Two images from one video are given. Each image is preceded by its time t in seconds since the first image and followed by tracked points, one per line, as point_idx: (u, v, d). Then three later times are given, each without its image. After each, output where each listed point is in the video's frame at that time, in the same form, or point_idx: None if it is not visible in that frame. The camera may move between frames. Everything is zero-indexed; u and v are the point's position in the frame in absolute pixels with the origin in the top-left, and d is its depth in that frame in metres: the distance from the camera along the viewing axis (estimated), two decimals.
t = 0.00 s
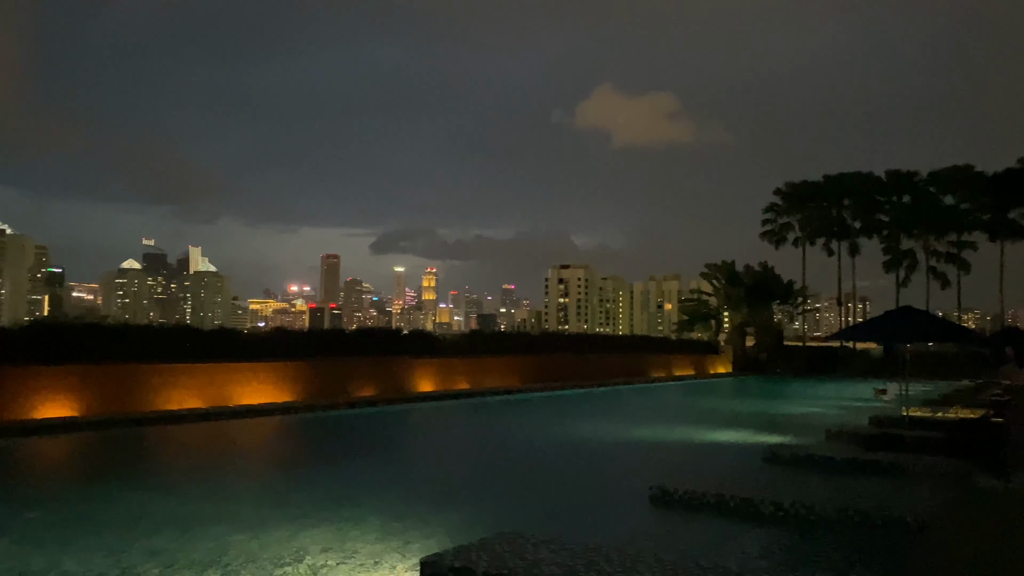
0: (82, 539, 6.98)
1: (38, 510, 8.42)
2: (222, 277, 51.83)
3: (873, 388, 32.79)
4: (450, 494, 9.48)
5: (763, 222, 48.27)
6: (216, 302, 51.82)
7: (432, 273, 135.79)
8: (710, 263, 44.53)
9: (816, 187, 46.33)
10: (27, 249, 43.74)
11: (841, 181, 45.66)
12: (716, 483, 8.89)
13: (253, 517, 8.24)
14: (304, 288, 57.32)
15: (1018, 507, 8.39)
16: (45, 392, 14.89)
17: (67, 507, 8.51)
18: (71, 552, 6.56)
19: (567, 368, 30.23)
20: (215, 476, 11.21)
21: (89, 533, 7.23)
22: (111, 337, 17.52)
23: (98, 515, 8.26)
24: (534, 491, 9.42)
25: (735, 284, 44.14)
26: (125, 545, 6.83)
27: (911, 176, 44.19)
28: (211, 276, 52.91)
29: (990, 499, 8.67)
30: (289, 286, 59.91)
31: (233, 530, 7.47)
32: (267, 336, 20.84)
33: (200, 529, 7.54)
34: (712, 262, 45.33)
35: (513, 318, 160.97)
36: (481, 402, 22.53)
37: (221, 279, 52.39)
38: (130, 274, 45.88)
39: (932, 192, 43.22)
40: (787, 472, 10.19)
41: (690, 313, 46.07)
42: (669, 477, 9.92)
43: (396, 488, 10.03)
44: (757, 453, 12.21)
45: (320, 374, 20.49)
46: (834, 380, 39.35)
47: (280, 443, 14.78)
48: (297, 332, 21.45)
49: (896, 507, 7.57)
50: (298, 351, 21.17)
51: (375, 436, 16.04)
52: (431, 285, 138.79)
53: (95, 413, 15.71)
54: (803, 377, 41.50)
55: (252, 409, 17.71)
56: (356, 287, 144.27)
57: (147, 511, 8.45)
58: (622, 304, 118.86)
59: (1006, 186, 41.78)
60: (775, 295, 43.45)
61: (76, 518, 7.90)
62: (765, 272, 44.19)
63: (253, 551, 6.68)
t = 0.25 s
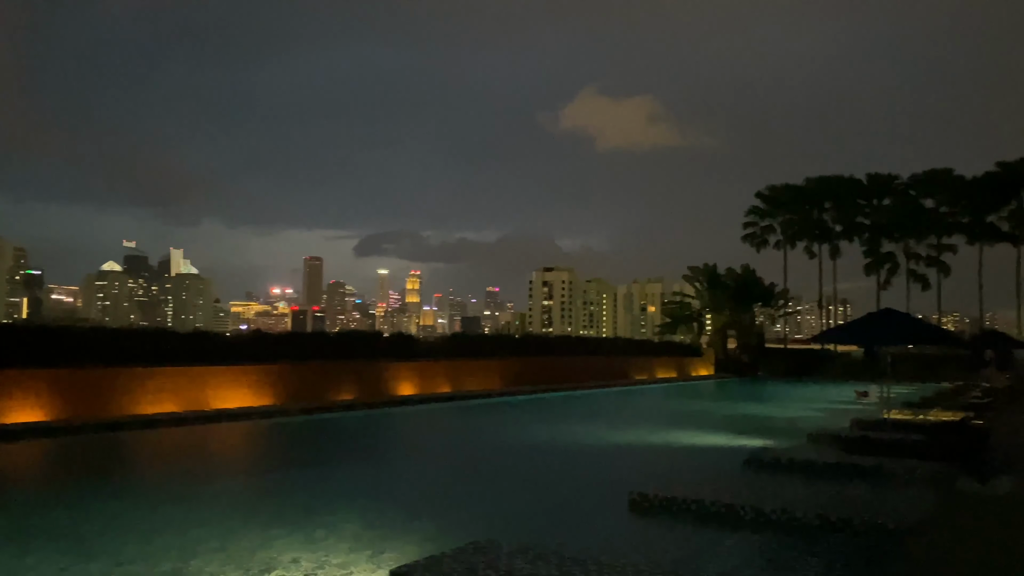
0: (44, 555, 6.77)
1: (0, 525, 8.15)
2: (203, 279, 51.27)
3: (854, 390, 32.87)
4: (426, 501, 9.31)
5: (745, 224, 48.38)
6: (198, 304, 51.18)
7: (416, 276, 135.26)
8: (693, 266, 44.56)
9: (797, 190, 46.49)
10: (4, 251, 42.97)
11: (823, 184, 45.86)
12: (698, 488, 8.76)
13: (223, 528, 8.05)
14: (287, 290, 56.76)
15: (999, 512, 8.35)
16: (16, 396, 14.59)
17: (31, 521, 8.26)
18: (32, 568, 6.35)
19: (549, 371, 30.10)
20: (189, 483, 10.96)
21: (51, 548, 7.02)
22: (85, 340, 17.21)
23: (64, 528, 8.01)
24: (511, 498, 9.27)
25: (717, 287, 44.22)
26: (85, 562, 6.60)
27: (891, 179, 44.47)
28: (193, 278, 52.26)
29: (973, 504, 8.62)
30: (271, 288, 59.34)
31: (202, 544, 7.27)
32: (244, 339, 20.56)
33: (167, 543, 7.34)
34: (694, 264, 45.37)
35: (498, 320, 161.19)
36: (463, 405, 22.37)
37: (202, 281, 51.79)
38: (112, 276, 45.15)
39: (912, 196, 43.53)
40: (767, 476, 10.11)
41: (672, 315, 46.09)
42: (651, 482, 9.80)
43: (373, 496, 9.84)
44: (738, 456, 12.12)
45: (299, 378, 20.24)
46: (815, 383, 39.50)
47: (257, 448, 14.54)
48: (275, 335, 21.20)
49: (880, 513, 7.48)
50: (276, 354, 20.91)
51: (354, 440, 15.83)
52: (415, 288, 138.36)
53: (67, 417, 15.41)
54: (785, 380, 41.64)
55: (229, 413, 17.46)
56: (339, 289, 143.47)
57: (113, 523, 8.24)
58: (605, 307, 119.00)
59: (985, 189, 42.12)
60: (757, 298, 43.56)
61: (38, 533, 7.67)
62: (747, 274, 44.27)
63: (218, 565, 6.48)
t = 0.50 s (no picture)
0: None
1: None
2: (184, 280, 50.60)
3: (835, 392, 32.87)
4: (398, 507, 9.09)
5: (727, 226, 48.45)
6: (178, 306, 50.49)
7: (399, 278, 134.63)
8: (675, 267, 44.52)
9: (779, 192, 46.59)
10: None
11: (804, 186, 45.98)
12: (675, 493, 8.58)
13: (184, 537, 7.78)
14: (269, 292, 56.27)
15: (981, 516, 8.23)
16: None
17: None
18: None
19: (531, 373, 29.89)
20: (157, 488, 10.70)
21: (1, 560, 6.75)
22: (55, 341, 16.84)
23: (19, 538, 7.76)
24: (486, 504, 9.06)
25: (699, 289, 44.24)
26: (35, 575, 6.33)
27: (872, 181, 44.65)
28: (173, 280, 51.57)
29: (954, 507, 8.51)
30: (253, 290, 58.75)
31: (162, 555, 7.02)
32: (220, 341, 20.22)
33: (125, 553, 7.08)
34: (676, 266, 45.34)
35: (482, 322, 160.79)
36: (442, 408, 22.12)
37: (183, 282, 51.12)
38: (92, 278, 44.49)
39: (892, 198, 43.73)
40: (747, 480, 9.96)
41: (655, 317, 46.03)
42: (630, 486, 9.64)
43: (346, 501, 9.61)
44: (717, 460, 11.96)
45: (275, 380, 19.92)
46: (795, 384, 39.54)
47: (230, 452, 14.25)
48: (252, 337, 20.86)
49: (861, 517, 7.35)
50: (253, 356, 20.58)
51: (330, 444, 15.55)
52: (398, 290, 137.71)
53: (35, 421, 15.05)
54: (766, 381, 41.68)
55: (203, 416, 17.14)
56: (322, 292, 142.59)
57: (71, 533, 7.97)
58: (589, 309, 118.94)
59: (965, 192, 42.39)
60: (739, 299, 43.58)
61: None
62: (729, 276, 44.28)
63: None
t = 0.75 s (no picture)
0: None
1: None
2: (165, 280, 49.84)
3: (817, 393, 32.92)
4: (372, 515, 8.89)
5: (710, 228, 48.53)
6: (159, 306, 49.72)
7: (383, 279, 133.97)
8: (658, 268, 44.47)
9: (761, 194, 46.69)
10: None
11: (786, 187, 46.11)
12: (655, 498, 8.43)
13: (149, 549, 7.55)
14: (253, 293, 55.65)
15: (964, 519, 8.14)
16: None
17: None
18: None
19: (513, 375, 29.70)
20: (127, 495, 10.42)
21: None
22: (27, 343, 16.47)
23: None
24: (463, 511, 8.87)
25: (682, 290, 44.21)
26: None
27: (853, 183, 44.88)
28: (154, 280, 50.79)
29: (934, 511, 8.42)
30: (235, 291, 58.07)
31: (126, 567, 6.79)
32: (196, 343, 19.87)
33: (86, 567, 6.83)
34: (659, 267, 45.28)
35: (466, 323, 160.40)
36: (423, 410, 21.89)
37: (164, 283, 50.36)
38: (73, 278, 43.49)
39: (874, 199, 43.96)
40: (728, 484, 9.83)
41: (638, 318, 45.96)
42: (609, 491, 9.52)
43: (320, 509, 9.43)
44: (699, 463, 11.83)
45: (253, 383, 19.62)
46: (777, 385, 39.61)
47: (205, 455, 14.02)
48: (230, 338, 20.54)
49: (840, 522, 7.25)
50: (230, 358, 20.26)
51: (307, 448, 15.30)
52: (381, 291, 137.06)
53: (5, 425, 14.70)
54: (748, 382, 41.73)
55: (179, 419, 16.82)
56: (304, 292, 141.65)
57: (32, 545, 7.71)
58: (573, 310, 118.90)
59: (945, 194, 42.67)
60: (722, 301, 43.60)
61: None
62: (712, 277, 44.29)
63: None
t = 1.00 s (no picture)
0: None
1: None
2: (147, 280, 49.14)
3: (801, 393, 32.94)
4: (349, 521, 8.66)
5: (694, 228, 48.53)
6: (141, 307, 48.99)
7: (368, 279, 133.29)
8: (642, 268, 44.38)
9: (745, 194, 46.74)
10: None
11: (770, 188, 46.19)
12: (639, 502, 8.26)
13: (116, 557, 7.29)
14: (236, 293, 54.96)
15: (951, 522, 8.03)
16: None
17: None
18: None
19: (497, 375, 29.50)
20: (97, 501, 10.14)
21: None
22: None
23: None
24: (442, 517, 8.67)
25: (666, 290, 44.15)
26: None
27: (836, 184, 45.04)
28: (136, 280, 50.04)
29: (920, 514, 8.30)
30: (218, 291, 57.39)
31: None
32: (174, 343, 19.53)
33: None
34: (644, 267, 45.21)
35: (450, 323, 159.98)
36: (405, 412, 21.65)
37: (146, 283, 49.64)
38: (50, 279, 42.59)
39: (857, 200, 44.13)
40: (712, 486, 9.68)
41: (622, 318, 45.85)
42: (591, 494, 9.34)
43: (295, 514, 9.20)
44: (682, 465, 11.68)
45: (231, 384, 19.31)
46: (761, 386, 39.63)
47: (181, 459, 13.72)
48: (208, 339, 20.21)
49: (826, 526, 7.10)
50: (209, 359, 19.94)
51: (286, 451, 15.03)
52: (365, 291, 136.37)
53: None
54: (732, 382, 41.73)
55: (155, 421, 16.50)
56: (288, 292, 140.76)
57: None
58: (558, 310, 118.78)
59: (928, 195, 42.90)
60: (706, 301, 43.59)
61: None
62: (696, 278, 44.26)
63: None
